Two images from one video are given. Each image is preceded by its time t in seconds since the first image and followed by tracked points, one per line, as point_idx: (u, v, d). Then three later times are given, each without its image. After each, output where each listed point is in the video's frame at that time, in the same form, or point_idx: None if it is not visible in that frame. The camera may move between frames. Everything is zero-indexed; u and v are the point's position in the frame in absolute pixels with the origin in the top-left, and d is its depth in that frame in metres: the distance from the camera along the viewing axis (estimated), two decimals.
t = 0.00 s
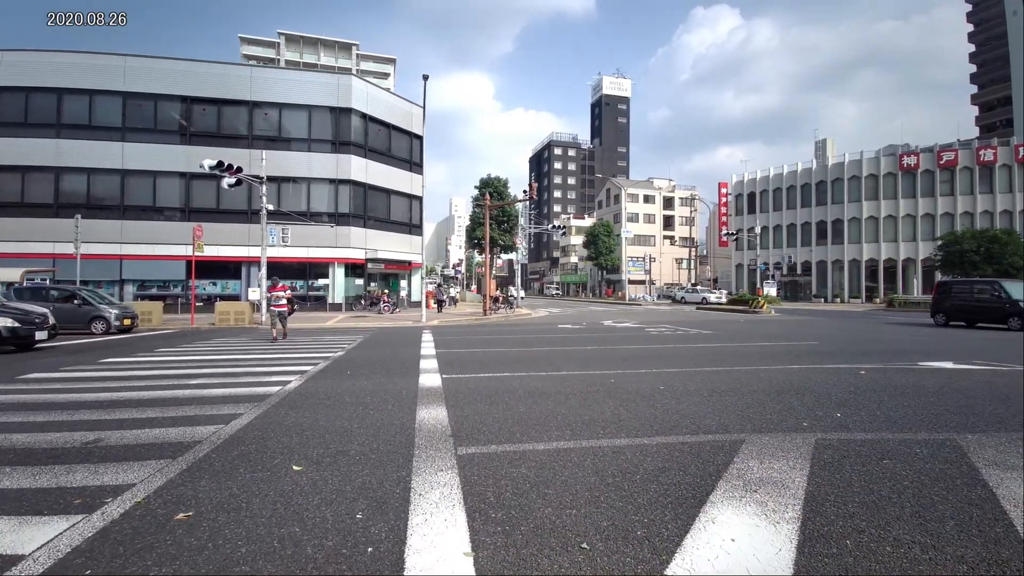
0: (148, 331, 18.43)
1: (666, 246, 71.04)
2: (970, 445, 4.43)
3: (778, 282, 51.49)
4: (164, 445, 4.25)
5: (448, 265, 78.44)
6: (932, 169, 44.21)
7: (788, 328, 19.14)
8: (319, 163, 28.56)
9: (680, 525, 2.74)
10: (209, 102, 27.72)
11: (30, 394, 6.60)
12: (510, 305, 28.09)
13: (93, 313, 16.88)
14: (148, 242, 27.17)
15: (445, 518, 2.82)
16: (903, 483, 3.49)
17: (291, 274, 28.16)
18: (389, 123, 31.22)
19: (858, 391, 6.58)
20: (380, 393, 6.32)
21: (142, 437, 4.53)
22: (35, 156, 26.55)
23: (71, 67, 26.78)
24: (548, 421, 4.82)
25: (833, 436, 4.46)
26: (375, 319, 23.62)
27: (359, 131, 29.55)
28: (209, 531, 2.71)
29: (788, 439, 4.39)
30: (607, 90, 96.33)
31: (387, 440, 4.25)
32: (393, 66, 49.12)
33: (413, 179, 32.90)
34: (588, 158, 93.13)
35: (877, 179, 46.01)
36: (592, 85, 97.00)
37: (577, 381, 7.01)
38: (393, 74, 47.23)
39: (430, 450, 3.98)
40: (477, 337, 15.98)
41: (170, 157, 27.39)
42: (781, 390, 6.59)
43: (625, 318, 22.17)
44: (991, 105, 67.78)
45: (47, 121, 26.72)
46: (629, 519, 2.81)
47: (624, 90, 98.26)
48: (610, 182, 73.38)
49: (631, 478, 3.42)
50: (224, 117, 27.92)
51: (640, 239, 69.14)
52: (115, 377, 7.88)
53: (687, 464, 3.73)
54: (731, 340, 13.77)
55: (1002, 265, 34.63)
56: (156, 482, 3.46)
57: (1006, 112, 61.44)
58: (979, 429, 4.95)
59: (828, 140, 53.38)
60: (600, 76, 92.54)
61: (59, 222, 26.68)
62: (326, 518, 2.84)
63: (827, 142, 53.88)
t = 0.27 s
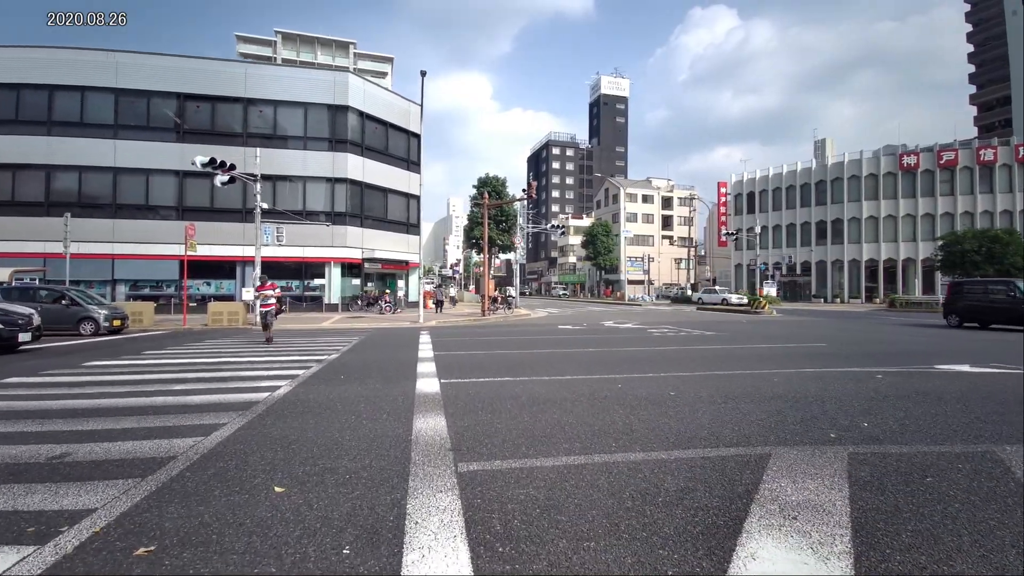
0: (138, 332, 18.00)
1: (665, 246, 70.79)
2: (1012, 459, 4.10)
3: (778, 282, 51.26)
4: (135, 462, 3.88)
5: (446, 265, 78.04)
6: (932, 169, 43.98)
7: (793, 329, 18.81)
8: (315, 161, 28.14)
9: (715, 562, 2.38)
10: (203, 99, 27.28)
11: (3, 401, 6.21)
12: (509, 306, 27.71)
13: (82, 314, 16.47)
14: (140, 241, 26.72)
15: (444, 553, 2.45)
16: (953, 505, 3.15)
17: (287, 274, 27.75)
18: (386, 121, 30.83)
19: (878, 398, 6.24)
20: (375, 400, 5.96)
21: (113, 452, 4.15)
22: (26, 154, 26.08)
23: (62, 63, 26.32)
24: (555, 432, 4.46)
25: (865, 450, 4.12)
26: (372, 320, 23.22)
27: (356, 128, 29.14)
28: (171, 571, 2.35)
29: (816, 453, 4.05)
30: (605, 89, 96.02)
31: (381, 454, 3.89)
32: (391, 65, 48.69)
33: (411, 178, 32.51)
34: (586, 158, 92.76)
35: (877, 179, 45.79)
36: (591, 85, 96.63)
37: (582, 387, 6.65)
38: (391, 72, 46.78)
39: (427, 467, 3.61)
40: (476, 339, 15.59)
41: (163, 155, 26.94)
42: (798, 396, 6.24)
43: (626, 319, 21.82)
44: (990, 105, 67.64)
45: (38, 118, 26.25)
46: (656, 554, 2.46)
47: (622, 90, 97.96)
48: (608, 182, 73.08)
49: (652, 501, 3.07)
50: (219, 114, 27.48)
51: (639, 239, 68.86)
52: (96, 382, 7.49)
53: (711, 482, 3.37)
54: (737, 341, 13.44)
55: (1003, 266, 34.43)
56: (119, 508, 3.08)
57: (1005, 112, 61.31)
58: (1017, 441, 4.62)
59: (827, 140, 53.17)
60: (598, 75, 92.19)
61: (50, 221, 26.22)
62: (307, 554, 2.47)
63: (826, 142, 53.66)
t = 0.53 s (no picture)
0: (133, 334, 17.64)
1: (666, 246, 70.31)
2: None
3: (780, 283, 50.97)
4: (110, 483, 3.54)
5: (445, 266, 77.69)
6: (935, 169, 43.64)
7: (799, 330, 18.49)
8: (313, 160, 27.79)
9: None
10: (200, 97, 26.92)
11: None
12: (510, 306, 27.36)
13: (75, 315, 16.13)
14: (136, 241, 26.35)
15: None
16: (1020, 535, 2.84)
17: (285, 275, 27.40)
18: (385, 120, 30.47)
19: (905, 406, 5.91)
20: (373, 407, 5.62)
21: (87, 470, 3.81)
22: (20, 153, 25.70)
23: (57, 61, 25.95)
24: (568, 446, 4.12)
25: (907, 468, 3.81)
26: (371, 320, 22.87)
27: (355, 127, 28.79)
28: None
29: (855, 472, 3.73)
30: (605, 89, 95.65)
31: (380, 472, 3.55)
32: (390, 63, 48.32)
33: (410, 177, 32.17)
34: (586, 158, 92.39)
35: (880, 179, 45.47)
36: (591, 84, 96.23)
37: (592, 393, 6.32)
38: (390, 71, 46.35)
39: (431, 488, 3.27)
40: (477, 340, 15.24)
41: (159, 153, 26.58)
42: (820, 404, 5.91)
43: (629, 320, 21.46)
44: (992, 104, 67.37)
45: (33, 116, 25.87)
46: None
47: (622, 89, 97.60)
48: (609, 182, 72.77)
49: (685, 530, 2.74)
50: (216, 112, 27.11)
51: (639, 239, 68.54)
52: (81, 388, 7.14)
53: (747, 505, 3.05)
54: (745, 344, 13.10)
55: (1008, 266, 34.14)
56: (85, 539, 2.73)
57: (1007, 111, 61.07)
58: None
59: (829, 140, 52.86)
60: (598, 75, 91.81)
61: (44, 221, 25.84)
62: None
63: (828, 142, 53.35)
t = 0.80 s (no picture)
0: (128, 335, 17.28)
1: (667, 246, 69.77)
2: None
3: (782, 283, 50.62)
4: (77, 508, 3.18)
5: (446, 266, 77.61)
6: (940, 168, 43.23)
7: (808, 332, 18.10)
8: (313, 159, 27.45)
9: None
10: (198, 94, 26.58)
11: None
12: (511, 307, 26.99)
13: (68, 316, 15.79)
14: (134, 241, 26.02)
15: None
16: None
17: (285, 275, 27.05)
18: (385, 118, 30.12)
19: (939, 415, 5.55)
20: (372, 414, 5.26)
21: (54, 490, 3.46)
22: (16, 151, 25.37)
23: (54, 58, 25.64)
24: (585, 460, 3.76)
25: (960, 488, 3.48)
26: (371, 321, 22.52)
27: (355, 125, 28.43)
28: None
29: (905, 493, 3.38)
30: (606, 88, 95.26)
31: (379, 492, 3.19)
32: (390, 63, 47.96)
33: (411, 176, 31.82)
34: (587, 158, 92.02)
35: (884, 178, 45.06)
36: (592, 84, 95.84)
37: (605, 399, 5.96)
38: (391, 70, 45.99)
39: (435, 513, 2.91)
40: (479, 342, 14.88)
41: (157, 152, 26.24)
42: (848, 411, 5.56)
43: (633, 320, 21.07)
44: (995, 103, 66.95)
45: (29, 113, 25.55)
46: None
47: (623, 89, 97.26)
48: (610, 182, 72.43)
49: (730, 568, 2.38)
50: (214, 110, 26.76)
51: (641, 239, 68.18)
52: (67, 393, 6.80)
53: (797, 535, 2.70)
54: (755, 346, 12.75)
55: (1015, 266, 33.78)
56: None
57: (1010, 110, 60.72)
58: None
59: (832, 139, 52.47)
60: (599, 74, 91.45)
61: (40, 220, 25.51)
62: None
63: (831, 141, 52.96)
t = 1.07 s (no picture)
0: (122, 337, 16.94)
1: (668, 246, 69.35)
2: None
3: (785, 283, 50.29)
4: (37, 538, 2.86)
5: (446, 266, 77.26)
6: (943, 167, 42.90)
7: (815, 333, 17.76)
8: (312, 158, 27.12)
9: None
10: (196, 93, 26.26)
11: None
12: (512, 308, 26.64)
13: (61, 318, 15.47)
14: (130, 241, 25.70)
15: None
16: None
17: (283, 275, 26.72)
18: (385, 117, 29.80)
19: (972, 427, 5.22)
20: (369, 424, 4.95)
21: (14, 517, 3.13)
22: (11, 150, 25.06)
23: (49, 57, 25.34)
24: (600, 481, 3.44)
25: (1013, 513, 3.18)
26: (370, 323, 22.18)
27: (354, 124, 28.13)
28: None
29: (953, 519, 3.08)
30: (607, 88, 95.00)
31: (373, 520, 2.86)
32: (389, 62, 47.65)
33: (411, 176, 31.50)
34: (587, 157, 91.68)
35: (887, 177, 44.72)
36: (592, 83, 95.49)
37: (615, 408, 5.63)
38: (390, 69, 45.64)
39: (435, 546, 2.59)
40: (480, 345, 14.51)
41: (153, 151, 25.92)
42: (874, 422, 5.23)
43: (636, 322, 20.73)
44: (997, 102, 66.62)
45: (24, 112, 25.23)
46: None
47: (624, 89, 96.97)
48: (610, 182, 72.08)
49: None
50: (211, 109, 26.45)
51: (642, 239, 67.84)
52: (49, 400, 6.48)
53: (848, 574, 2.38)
54: (763, 349, 12.39)
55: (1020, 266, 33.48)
56: None
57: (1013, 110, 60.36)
58: None
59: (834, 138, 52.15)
60: (599, 74, 91.07)
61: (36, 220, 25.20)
62: None
63: (833, 140, 52.63)
